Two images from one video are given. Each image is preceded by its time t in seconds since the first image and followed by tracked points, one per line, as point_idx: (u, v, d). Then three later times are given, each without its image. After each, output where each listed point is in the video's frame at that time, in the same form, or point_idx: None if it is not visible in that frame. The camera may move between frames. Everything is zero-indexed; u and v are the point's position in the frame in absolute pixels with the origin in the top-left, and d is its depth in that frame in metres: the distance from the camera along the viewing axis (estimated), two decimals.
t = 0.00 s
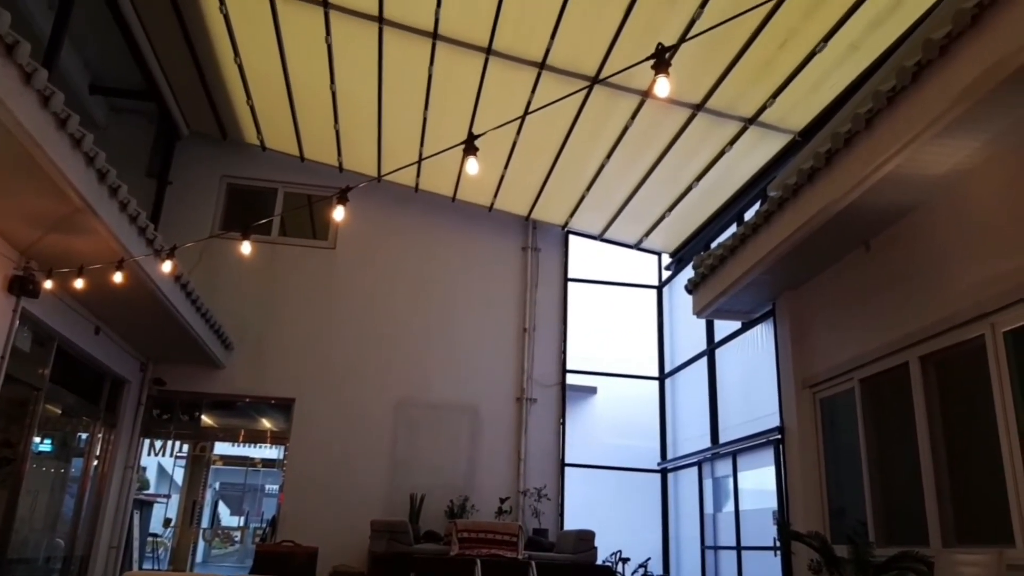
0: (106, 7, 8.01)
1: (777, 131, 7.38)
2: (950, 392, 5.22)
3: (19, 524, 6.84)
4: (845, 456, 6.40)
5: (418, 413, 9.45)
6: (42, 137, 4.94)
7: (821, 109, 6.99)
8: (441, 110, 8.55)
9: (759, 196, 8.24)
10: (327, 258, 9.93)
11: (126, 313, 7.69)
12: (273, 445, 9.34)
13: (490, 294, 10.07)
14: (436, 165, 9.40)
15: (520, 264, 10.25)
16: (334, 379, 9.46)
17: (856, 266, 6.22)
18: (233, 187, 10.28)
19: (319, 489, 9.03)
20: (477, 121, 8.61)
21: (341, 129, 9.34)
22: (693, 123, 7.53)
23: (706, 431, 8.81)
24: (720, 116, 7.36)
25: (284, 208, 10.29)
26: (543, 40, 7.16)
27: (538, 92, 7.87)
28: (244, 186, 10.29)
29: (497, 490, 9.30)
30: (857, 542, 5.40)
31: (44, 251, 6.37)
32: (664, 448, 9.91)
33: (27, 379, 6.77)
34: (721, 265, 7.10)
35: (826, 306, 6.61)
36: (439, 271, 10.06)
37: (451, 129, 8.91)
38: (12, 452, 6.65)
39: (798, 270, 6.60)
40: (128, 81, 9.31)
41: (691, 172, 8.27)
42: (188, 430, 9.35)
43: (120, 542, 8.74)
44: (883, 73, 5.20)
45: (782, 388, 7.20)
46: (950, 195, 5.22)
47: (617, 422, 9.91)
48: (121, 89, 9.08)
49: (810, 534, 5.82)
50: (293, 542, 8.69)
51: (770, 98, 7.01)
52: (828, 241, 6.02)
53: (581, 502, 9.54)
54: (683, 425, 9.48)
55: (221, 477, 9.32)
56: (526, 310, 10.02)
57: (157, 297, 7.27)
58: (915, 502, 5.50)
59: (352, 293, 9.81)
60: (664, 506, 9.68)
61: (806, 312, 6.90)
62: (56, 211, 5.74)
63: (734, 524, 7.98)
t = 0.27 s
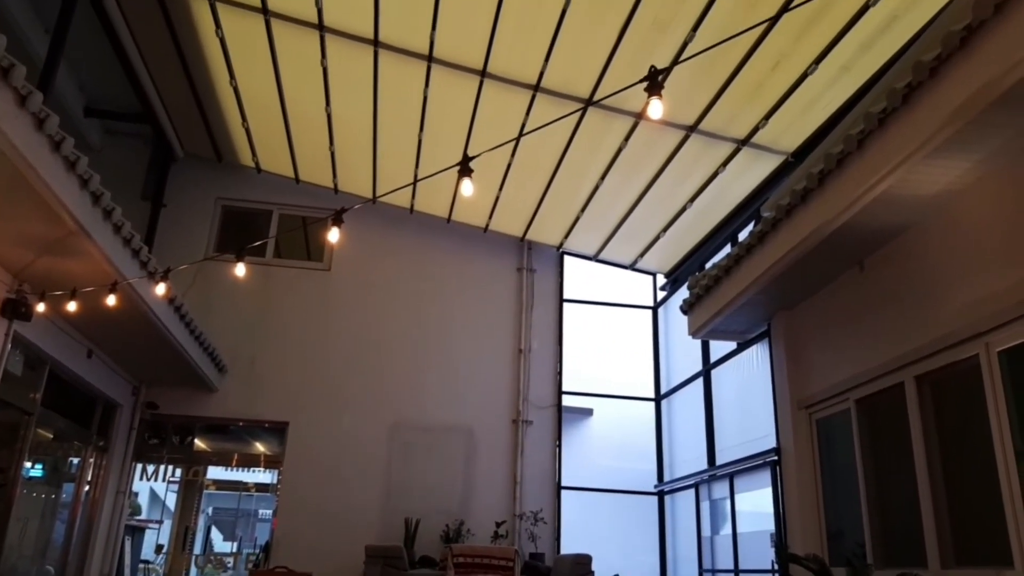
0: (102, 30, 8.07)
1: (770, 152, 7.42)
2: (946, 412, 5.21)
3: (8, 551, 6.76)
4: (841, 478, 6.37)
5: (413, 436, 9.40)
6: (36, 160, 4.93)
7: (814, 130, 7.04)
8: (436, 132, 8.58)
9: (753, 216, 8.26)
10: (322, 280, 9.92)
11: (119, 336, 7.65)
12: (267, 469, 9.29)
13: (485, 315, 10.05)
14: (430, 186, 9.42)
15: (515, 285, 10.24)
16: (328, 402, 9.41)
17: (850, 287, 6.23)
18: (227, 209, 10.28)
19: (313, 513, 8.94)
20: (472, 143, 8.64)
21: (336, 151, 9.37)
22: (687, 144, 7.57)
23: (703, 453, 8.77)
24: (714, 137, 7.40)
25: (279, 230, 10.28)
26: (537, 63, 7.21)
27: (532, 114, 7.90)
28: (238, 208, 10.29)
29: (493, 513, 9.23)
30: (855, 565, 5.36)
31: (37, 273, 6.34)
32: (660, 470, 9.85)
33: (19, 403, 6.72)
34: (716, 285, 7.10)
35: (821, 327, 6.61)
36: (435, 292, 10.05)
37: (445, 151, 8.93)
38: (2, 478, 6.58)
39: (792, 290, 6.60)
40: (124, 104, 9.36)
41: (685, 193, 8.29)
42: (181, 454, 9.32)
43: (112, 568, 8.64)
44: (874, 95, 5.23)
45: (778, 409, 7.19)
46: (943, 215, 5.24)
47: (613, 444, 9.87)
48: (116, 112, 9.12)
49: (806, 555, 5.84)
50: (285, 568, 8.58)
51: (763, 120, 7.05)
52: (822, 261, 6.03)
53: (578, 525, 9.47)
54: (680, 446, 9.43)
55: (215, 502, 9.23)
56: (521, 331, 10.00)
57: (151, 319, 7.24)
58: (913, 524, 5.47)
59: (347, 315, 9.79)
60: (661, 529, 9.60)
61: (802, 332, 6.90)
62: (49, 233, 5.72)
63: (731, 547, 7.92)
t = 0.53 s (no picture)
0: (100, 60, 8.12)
1: (764, 180, 7.44)
2: (944, 442, 5.17)
3: None
4: (840, 509, 6.30)
5: (409, 467, 9.31)
6: (32, 190, 4.93)
7: (808, 159, 7.07)
8: (431, 161, 8.61)
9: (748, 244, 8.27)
10: (318, 308, 9.90)
11: (113, 367, 7.60)
12: (260, 501, 9.19)
13: (481, 344, 10.01)
14: (426, 215, 9.43)
15: (511, 313, 10.22)
16: (324, 432, 9.34)
17: (846, 315, 6.22)
18: (223, 238, 10.26)
19: (308, 546, 8.82)
20: (467, 172, 8.67)
21: (332, 180, 9.39)
22: (681, 172, 7.60)
23: (701, 483, 8.69)
24: (708, 166, 7.43)
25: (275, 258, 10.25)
26: (531, 92, 7.26)
27: (527, 143, 7.94)
28: (234, 237, 10.28)
29: (489, 545, 9.12)
30: None
31: (31, 303, 6.31)
32: (659, 501, 9.74)
33: (11, 435, 6.66)
34: (712, 313, 7.07)
35: (818, 355, 6.58)
36: (431, 321, 10.02)
37: (441, 180, 8.95)
38: None
39: (788, 318, 6.58)
40: (121, 134, 9.40)
41: (680, 221, 8.30)
42: (174, 487, 9.22)
43: None
44: (866, 123, 5.25)
45: (776, 439, 7.13)
46: (937, 243, 5.24)
47: (611, 474, 9.76)
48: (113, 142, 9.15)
49: None
50: None
51: (756, 147, 7.08)
52: (818, 289, 6.01)
53: (576, 557, 9.34)
54: (678, 476, 9.35)
55: (207, 535, 9.21)
56: (518, 360, 9.96)
57: (145, 349, 7.20)
58: (914, 556, 5.40)
59: (343, 344, 9.76)
60: (659, 560, 9.49)
61: (799, 360, 6.87)
62: (43, 263, 5.71)
63: None
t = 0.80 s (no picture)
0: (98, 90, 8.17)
1: (759, 208, 7.48)
2: (942, 471, 5.15)
3: None
4: (839, 539, 6.24)
5: (404, 498, 9.22)
6: (27, 219, 4.94)
7: (802, 187, 7.11)
8: (428, 190, 8.64)
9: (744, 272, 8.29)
10: (313, 337, 9.87)
11: (105, 396, 7.55)
12: (253, 533, 9.07)
13: (477, 373, 9.98)
14: (423, 243, 9.45)
15: (507, 341, 10.20)
16: (319, 462, 9.26)
17: (842, 343, 6.22)
18: (218, 266, 10.23)
19: None
20: (463, 201, 8.70)
21: (328, 209, 9.41)
22: (676, 201, 7.64)
23: (700, 513, 8.61)
24: (703, 194, 7.47)
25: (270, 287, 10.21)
26: (527, 122, 7.32)
27: (523, 173, 7.98)
28: (230, 265, 10.23)
29: None
30: None
31: (25, 332, 6.29)
32: (657, 531, 9.61)
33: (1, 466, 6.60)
34: (708, 341, 7.07)
35: (815, 383, 6.57)
36: (427, 350, 9.99)
37: (437, 209, 8.97)
38: None
39: (785, 346, 6.58)
40: (117, 164, 9.42)
41: (675, 249, 8.33)
42: (166, 518, 9.10)
43: None
44: (859, 152, 5.30)
45: (774, 468, 7.09)
46: (932, 271, 5.26)
47: (609, 505, 9.63)
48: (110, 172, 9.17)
49: None
50: None
51: (751, 176, 7.13)
52: (814, 317, 6.02)
53: None
54: (676, 506, 9.27)
55: (199, 567, 9.04)
56: (514, 389, 9.93)
57: (138, 379, 7.15)
58: None
59: (338, 373, 9.72)
60: None
61: (796, 388, 6.85)
62: (37, 293, 5.69)
63: None
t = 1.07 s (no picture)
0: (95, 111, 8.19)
1: (754, 230, 7.49)
2: (939, 494, 5.11)
3: None
4: (837, 565, 6.18)
5: (398, 521, 9.13)
6: (21, 240, 4.92)
7: (796, 210, 7.13)
8: (423, 211, 8.64)
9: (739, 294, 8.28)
10: (308, 359, 9.82)
11: (98, 418, 7.49)
12: (246, 557, 8.94)
13: (473, 395, 9.93)
14: (418, 264, 9.44)
15: (503, 363, 10.16)
16: (312, 485, 9.18)
17: (838, 365, 6.20)
18: (213, 288, 10.20)
19: None
20: (459, 223, 8.70)
21: (324, 230, 9.41)
22: (672, 223, 7.65)
23: (697, 537, 8.53)
24: (698, 217, 7.48)
25: (265, 308, 10.19)
26: (523, 144, 7.34)
27: (518, 194, 7.98)
28: (224, 286, 10.21)
29: None
30: None
31: (18, 354, 6.25)
32: (655, 556, 9.46)
33: None
34: (704, 363, 7.04)
35: (811, 407, 6.54)
36: (422, 372, 9.95)
37: (433, 230, 8.97)
38: None
39: (781, 369, 6.55)
40: (114, 184, 9.42)
41: (671, 271, 8.33)
42: (157, 543, 8.98)
43: None
44: (853, 175, 5.31)
45: (771, 491, 7.04)
46: (927, 293, 5.25)
47: (604, 529, 9.50)
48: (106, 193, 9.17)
49: None
50: None
51: (745, 198, 7.14)
52: (810, 339, 6.01)
53: None
54: (672, 530, 9.17)
55: None
56: (509, 411, 9.88)
57: (132, 401, 7.11)
58: None
59: (333, 395, 9.67)
60: None
61: (792, 411, 6.82)
62: (31, 313, 5.66)
63: None
